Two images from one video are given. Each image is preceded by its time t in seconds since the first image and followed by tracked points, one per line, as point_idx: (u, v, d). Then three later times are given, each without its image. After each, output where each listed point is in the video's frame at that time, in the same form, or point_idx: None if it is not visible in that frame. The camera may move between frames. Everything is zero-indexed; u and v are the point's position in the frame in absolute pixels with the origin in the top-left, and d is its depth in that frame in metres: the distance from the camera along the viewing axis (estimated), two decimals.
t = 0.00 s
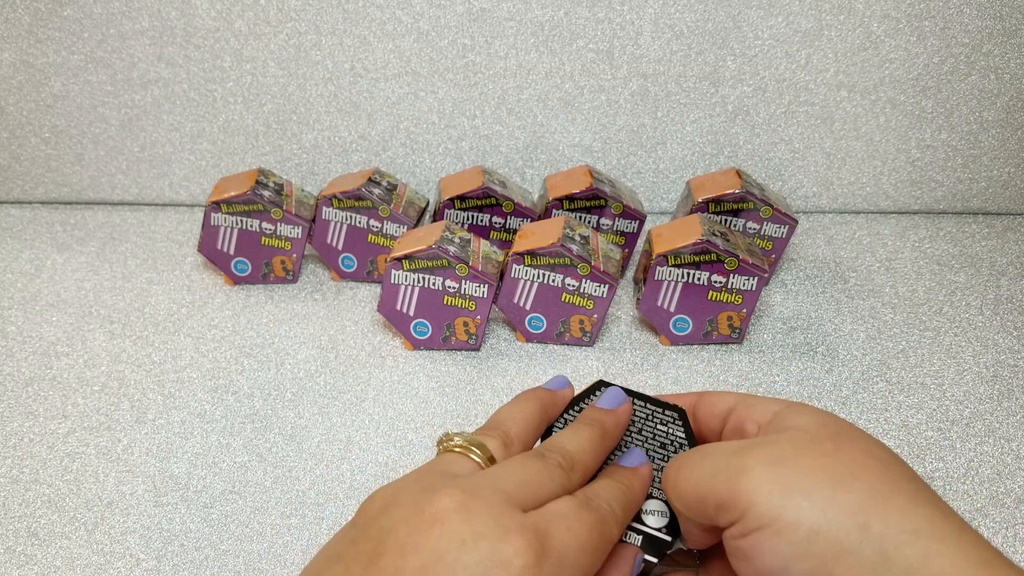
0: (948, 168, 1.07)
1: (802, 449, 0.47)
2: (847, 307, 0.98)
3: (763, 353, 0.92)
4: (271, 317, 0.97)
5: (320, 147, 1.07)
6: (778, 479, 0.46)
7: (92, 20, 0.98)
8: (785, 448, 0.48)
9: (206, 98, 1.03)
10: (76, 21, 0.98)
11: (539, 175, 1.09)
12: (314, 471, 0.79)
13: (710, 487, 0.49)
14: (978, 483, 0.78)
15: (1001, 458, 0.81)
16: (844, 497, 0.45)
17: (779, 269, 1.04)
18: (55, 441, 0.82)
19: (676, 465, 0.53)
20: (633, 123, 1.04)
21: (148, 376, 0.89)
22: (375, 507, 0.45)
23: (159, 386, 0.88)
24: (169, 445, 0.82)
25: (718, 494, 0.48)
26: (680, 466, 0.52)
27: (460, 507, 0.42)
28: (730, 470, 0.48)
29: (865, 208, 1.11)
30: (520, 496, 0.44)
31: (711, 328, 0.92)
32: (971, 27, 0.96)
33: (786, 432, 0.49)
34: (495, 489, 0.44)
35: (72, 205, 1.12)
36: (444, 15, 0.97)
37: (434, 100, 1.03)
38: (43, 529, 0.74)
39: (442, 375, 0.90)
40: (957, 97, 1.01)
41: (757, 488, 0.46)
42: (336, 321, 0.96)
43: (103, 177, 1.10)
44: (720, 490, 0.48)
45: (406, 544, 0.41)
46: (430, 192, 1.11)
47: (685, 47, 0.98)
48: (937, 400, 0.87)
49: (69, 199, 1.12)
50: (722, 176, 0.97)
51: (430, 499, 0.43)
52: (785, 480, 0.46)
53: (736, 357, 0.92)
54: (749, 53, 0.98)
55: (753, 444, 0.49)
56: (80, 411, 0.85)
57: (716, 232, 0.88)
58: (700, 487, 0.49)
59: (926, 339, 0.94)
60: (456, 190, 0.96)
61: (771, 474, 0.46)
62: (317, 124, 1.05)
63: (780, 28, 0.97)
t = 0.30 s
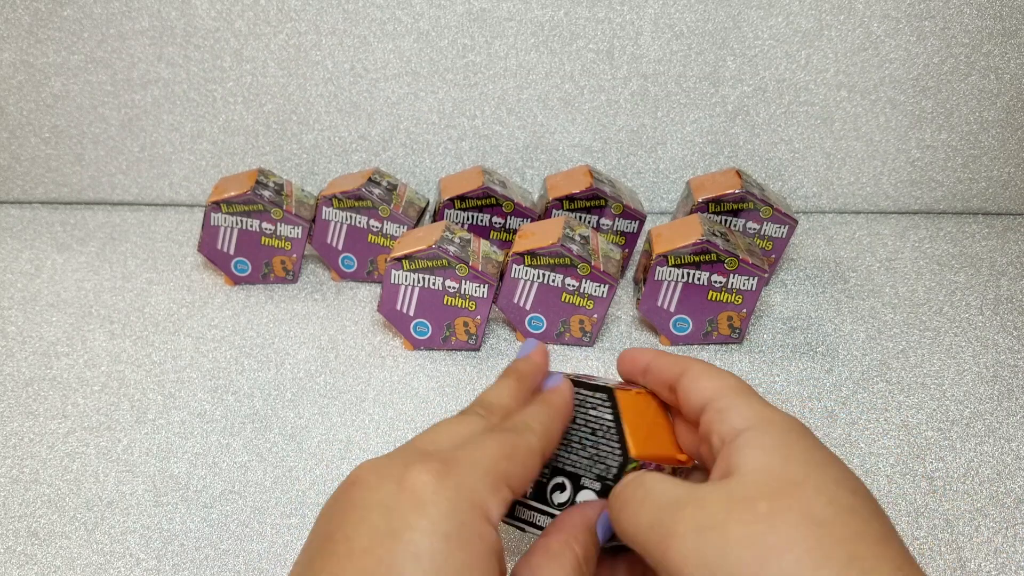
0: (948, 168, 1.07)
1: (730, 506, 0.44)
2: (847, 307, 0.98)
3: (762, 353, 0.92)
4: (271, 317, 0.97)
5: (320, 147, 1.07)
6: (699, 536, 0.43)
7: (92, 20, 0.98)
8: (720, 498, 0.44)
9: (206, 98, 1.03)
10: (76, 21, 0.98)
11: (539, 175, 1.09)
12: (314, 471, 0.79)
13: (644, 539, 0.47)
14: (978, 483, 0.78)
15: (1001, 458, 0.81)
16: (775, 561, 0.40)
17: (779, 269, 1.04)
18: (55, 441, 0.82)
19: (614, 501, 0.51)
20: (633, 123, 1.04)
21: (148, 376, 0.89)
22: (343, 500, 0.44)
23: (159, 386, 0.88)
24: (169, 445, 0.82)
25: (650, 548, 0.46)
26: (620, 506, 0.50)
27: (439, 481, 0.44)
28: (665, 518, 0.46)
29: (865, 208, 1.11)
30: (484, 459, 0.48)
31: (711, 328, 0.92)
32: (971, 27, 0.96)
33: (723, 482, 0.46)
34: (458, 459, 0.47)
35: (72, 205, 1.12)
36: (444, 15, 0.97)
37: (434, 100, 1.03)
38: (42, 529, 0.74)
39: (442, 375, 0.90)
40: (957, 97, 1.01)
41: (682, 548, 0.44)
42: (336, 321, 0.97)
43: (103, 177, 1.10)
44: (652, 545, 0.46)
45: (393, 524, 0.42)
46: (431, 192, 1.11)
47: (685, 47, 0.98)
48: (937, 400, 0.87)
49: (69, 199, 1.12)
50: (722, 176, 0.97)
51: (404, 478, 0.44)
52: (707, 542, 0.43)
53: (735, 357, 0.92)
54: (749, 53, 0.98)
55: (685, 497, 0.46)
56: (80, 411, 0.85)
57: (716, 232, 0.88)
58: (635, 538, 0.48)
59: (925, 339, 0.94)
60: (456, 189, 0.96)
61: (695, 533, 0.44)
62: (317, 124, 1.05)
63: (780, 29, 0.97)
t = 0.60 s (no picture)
0: (948, 168, 1.07)
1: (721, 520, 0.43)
2: (847, 307, 0.98)
3: (762, 353, 0.92)
4: (271, 317, 0.97)
5: (320, 147, 1.07)
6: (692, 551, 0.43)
7: (92, 20, 0.98)
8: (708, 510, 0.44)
9: (206, 98, 1.03)
10: (76, 21, 0.98)
11: (539, 175, 1.09)
12: (314, 472, 0.79)
13: (629, 553, 0.46)
14: (978, 483, 0.78)
15: (1001, 458, 0.81)
16: (776, 565, 0.40)
17: (779, 269, 1.04)
18: (56, 441, 0.82)
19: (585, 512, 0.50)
20: (633, 123, 1.04)
21: (148, 376, 0.89)
22: (354, 509, 0.43)
23: (159, 386, 0.88)
24: (169, 445, 0.82)
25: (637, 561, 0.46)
26: (604, 520, 0.47)
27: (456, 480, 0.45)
28: (654, 526, 0.45)
29: (865, 208, 1.11)
30: (496, 451, 0.48)
31: (711, 328, 0.92)
32: (971, 26, 0.96)
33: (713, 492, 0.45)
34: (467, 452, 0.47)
35: (72, 205, 1.12)
36: (444, 15, 0.97)
37: (434, 100, 1.03)
38: (42, 529, 0.74)
39: (442, 375, 0.90)
40: (957, 97, 1.01)
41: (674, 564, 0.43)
42: (336, 321, 0.96)
43: (103, 177, 1.10)
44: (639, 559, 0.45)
45: (418, 534, 0.41)
46: (430, 192, 1.11)
47: (685, 47, 0.98)
48: (937, 400, 0.87)
49: (69, 199, 1.12)
50: (722, 176, 0.97)
51: (425, 484, 0.44)
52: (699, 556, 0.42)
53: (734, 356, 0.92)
54: (749, 53, 0.98)
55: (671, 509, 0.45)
56: (79, 411, 0.85)
57: (716, 232, 0.88)
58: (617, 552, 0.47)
59: (926, 339, 0.94)
60: (456, 189, 0.96)
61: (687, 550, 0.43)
62: (317, 124, 1.05)
63: (780, 29, 0.97)
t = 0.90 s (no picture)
0: (948, 167, 1.07)
1: (821, 462, 0.50)
2: (847, 307, 0.98)
3: (762, 353, 0.92)
4: (271, 317, 0.97)
5: (320, 147, 1.07)
6: (805, 487, 0.48)
7: (92, 20, 0.98)
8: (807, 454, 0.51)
9: (206, 98, 1.03)
10: (76, 21, 0.98)
11: (539, 175, 1.09)
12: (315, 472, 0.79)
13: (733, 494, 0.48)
14: (978, 483, 0.78)
15: (1001, 459, 0.81)
16: (869, 489, 0.49)
17: (779, 269, 1.04)
18: (55, 441, 0.82)
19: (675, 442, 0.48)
20: (633, 123, 1.04)
21: (148, 376, 0.89)
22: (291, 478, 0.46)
23: (159, 386, 0.88)
24: (169, 445, 0.82)
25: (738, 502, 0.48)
26: (708, 459, 0.48)
27: (376, 454, 0.45)
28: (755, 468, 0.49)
29: (865, 208, 1.11)
30: (424, 424, 0.46)
31: (711, 328, 0.92)
32: (971, 26, 0.96)
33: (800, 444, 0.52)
34: (398, 420, 0.47)
35: (73, 205, 1.12)
36: (444, 16, 0.97)
37: (434, 100, 1.03)
38: (42, 529, 0.74)
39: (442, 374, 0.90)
40: (957, 97, 1.01)
41: (787, 500, 0.47)
42: (336, 320, 0.97)
43: (103, 177, 1.10)
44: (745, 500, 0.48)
45: (327, 510, 0.43)
46: (430, 192, 1.11)
47: (685, 47, 0.98)
48: (937, 400, 0.87)
49: (69, 199, 1.12)
50: (722, 176, 0.97)
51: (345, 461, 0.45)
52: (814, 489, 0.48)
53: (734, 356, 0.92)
54: (749, 53, 0.98)
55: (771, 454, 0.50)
56: (79, 411, 0.85)
57: (716, 232, 0.88)
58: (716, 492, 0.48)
59: (925, 339, 0.94)
60: (456, 189, 0.96)
61: (797, 487, 0.48)
62: (317, 124, 1.05)
63: (780, 29, 0.97)
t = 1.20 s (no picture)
0: (948, 167, 1.07)
1: (825, 466, 0.50)
2: (847, 307, 0.98)
3: (762, 353, 0.92)
4: (271, 317, 0.97)
5: (320, 147, 1.07)
6: (810, 494, 0.48)
7: (92, 21, 0.98)
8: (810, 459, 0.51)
9: (206, 98, 1.03)
10: (76, 21, 0.98)
11: (539, 175, 1.09)
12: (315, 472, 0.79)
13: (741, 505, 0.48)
14: (978, 483, 0.78)
15: (1001, 458, 0.81)
16: (875, 481, 0.49)
17: (779, 269, 1.04)
18: (55, 441, 0.82)
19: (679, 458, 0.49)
20: (633, 124, 1.04)
21: (148, 376, 0.89)
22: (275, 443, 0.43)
23: (159, 386, 0.88)
24: (169, 445, 0.82)
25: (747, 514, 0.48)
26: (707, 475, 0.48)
27: (366, 422, 0.41)
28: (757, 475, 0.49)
29: (865, 208, 1.11)
30: (422, 392, 0.42)
31: (711, 328, 0.92)
32: (971, 26, 0.96)
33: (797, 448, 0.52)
34: (391, 388, 0.42)
35: (72, 205, 1.12)
36: (444, 15, 0.97)
37: (434, 100, 1.03)
38: (42, 529, 0.74)
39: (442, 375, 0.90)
40: (957, 97, 1.01)
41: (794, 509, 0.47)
42: (336, 321, 0.96)
43: (102, 177, 1.10)
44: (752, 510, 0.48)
45: (314, 476, 0.39)
46: (430, 192, 1.11)
47: (685, 47, 0.98)
48: (937, 400, 0.87)
49: (69, 199, 1.12)
50: (722, 176, 0.97)
51: (333, 428, 0.41)
52: (818, 496, 0.48)
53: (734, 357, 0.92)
54: (749, 53, 0.98)
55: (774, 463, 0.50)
56: (79, 411, 0.85)
57: (717, 232, 0.88)
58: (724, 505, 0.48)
59: (925, 339, 0.94)
60: (456, 189, 0.96)
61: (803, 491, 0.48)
62: (316, 124, 1.05)
63: (780, 29, 0.97)
